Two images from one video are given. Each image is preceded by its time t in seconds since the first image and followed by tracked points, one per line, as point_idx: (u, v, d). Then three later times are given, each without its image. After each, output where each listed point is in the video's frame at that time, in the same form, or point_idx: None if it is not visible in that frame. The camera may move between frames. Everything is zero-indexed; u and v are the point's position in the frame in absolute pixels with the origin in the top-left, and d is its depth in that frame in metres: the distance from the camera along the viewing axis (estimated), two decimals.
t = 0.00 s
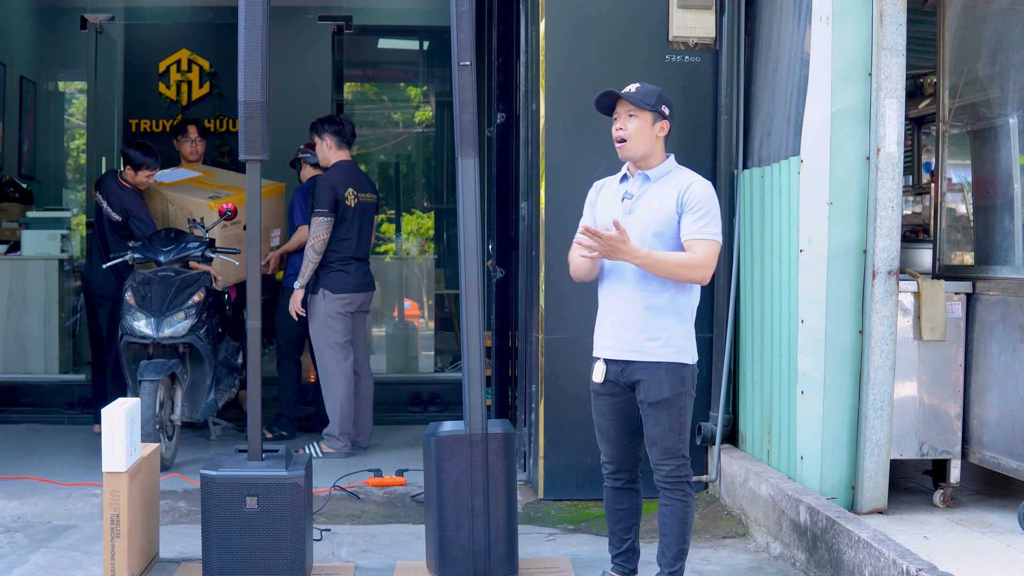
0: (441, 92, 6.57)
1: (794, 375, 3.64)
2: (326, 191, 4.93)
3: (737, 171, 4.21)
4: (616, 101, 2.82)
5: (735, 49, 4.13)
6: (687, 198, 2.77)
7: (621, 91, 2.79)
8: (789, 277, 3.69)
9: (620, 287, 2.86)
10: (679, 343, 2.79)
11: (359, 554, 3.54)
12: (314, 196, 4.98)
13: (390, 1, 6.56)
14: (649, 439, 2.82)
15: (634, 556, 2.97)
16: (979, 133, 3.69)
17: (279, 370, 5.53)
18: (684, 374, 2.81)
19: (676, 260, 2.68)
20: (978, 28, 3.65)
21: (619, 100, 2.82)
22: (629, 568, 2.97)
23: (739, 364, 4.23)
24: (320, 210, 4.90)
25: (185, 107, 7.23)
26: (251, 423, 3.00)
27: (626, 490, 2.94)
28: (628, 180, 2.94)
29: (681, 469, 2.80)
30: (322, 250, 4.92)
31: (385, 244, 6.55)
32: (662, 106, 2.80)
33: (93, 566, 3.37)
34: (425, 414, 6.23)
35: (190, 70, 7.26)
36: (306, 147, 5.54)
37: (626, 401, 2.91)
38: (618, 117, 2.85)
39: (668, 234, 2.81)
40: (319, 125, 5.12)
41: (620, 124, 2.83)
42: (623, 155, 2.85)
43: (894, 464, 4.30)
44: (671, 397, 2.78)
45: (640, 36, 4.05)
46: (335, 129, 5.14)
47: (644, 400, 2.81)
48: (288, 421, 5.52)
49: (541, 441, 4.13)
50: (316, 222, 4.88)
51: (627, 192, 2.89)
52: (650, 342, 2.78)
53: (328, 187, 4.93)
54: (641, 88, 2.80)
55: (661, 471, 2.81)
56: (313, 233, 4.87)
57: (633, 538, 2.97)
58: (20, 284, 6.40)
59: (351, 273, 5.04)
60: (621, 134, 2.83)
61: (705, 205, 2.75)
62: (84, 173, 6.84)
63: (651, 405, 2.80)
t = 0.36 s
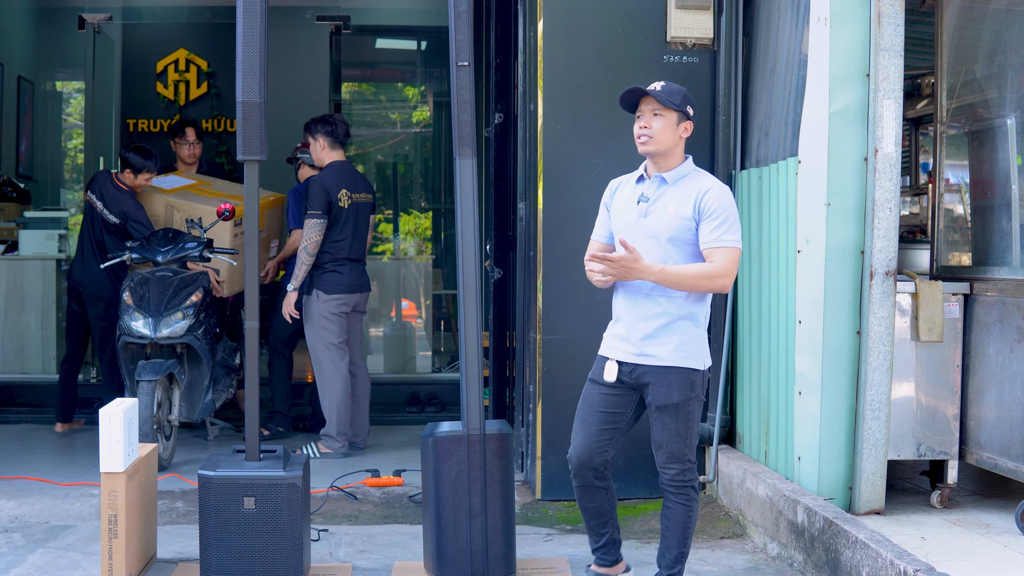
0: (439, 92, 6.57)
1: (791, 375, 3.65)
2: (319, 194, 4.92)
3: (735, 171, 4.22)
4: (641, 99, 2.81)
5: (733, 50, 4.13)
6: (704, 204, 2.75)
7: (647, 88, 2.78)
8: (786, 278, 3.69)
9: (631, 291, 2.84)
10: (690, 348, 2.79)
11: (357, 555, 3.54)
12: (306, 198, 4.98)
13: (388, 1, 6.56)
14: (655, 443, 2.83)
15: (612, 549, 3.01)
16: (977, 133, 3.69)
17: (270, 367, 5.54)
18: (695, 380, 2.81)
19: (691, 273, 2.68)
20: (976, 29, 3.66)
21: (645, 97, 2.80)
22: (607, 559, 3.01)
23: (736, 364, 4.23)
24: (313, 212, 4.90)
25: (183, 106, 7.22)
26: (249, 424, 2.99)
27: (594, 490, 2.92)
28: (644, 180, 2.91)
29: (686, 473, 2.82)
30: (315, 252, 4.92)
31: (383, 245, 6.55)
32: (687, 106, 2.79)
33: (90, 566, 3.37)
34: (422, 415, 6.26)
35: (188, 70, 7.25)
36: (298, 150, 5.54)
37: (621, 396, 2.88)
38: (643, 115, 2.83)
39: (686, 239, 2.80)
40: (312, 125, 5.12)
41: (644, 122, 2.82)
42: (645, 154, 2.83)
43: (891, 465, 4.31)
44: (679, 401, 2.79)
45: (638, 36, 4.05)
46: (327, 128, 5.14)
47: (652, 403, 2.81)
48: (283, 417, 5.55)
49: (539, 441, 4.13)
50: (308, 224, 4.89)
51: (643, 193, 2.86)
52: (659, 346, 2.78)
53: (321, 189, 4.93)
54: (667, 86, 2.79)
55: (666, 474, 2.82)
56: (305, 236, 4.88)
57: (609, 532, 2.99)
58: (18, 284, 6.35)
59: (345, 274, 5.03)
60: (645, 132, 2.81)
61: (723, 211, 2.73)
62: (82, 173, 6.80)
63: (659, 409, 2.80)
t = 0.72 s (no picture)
0: (437, 93, 6.58)
1: (789, 376, 3.65)
2: (316, 196, 4.93)
3: (733, 172, 4.22)
4: (668, 101, 2.78)
5: (731, 51, 4.14)
6: (714, 207, 2.79)
7: (679, 92, 2.76)
8: (785, 279, 3.70)
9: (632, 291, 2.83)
10: (696, 349, 2.79)
11: (355, 555, 3.54)
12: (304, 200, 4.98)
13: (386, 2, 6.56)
14: (658, 445, 2.84)
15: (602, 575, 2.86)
16: (974, 134, 3.71)
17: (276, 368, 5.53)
18: (700, 382, 2.81)
19: (709, 278, 2.73)
20: (974, 30, 3.66)
21: (673, 98, 2.78)
22: None
23: (734, 364, 4.24)
24: (311, 214, 4.90)
25: (180, 107, 7.21)
26: (248, 424, 2.99)
27: (606, 501, 2.87)
28: (646, 182, 2.86)
29: (686, 475, 2.84)
30: (313, 254, 4.93)
31: (381, 245, 6.55)
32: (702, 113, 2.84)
33: (89, 566, 3.37)
34: (420, 415, 6.26)
35: (185, 70, 7.24)
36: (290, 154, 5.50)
37: (629, 405, 2.85)
38: (666, 115, 2.80)
39: (694, 241, 2.80)
40: (309, 126, 5.13)
41: (669, 125, 2.80)
42: (661, 155, 2.80)
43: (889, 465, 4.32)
44: (683, 404, 2.79)
45: (636, 37, 4.06)
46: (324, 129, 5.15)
47: (657, 406, 2.81)
48: (285, 420, 5.53)
49: (538, 442, 4.13)
50: (306, 227, 4.90)
51: (649, 194, 2.82)
52: (666, 349, 2.77)
53: (318, 191, 4.93)
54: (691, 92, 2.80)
55: (667, 476, 2.83)
56: (304, 238, 4.89)
57: (603, 555, 2.86)
58: (16, 284, 6.35)
59: (342, 274, 5.03)
60: (669, 133, 2.79)
61: (733, 216, 2.79)
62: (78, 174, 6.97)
63: (664, 412, 2.80)
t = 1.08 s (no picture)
0: (434, 93, 6.58)
1: (787, 378, 3.65)
2: (316, 198, 4.92)
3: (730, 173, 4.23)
4: (664, 102, 2.77)
5: (728, 52, 4.14)
6: (716, 211, 2.84)
7: (675, 93, 2.75)
8: (783, 281, 3.70)
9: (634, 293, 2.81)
10: (697, 351, 2.81)
11: (353, 558, 3.53)
12: (303, 202, 4.98)
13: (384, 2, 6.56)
14: (658, 446, 2.83)
15: None
16: (972, 135, 3.71)
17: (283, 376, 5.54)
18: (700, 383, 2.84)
19: (720, 278, 2.76)
20: (972, 31, 3.66)
21: (668, 101, 2.77)
22: None
23: (732, 366, 4.24)
24: (311, 216, 4.90)
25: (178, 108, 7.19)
26: (246, 427, 2.99)
27: (601, 504, 2.87)
28: (647, 184, 2.84)
29: (685, 476, 2.83)
30: (314, 257, 4.93)
31: (378, 245, 6.55)
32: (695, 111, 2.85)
33: (87, 568, 3.37)
34: (418, 416, 6.23)
35: (183, 70, 7.23)
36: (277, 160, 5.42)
37: (624, 407, 2.84)
38: (662, 118, 2.79)
39: (698, 243, 2.83)
40: (305, 128, 5.11)
41: (666, 126, 2.79)
42: (662, 156, 2.79)
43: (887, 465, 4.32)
44: (683, 404, 2.79)
45: (634, 38, 4.05)
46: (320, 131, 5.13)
47: (659, 407, 2.81)
48: (290, 426, 5.52)
49: (536, 444, 4.13)
50: (306, 229, 4.89)
51: (652, 196, 2.81)
52: (670, 349, 2.77)
53: (319, 193, 4.92)
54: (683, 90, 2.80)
55: (666, 477, 2.83)
56: (304, 240, 4.89)
57: (600, 558, 2.86)
58: (14, 285, 6.34)
59: (341, 276, 5.03)
60: (668, 136, 2.78)
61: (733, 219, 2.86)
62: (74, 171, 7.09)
63: (666, 413, 2.80)
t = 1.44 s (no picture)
0: (436, 93, 6.57)
1: (791, 379, 3.65)
2: (318, 199, 4.91)
3: (734, 174, 4.22)
4: (665, 104, 2.78)
5: (731, 52, 4.13)
6: (720, 206, 2.81)
7: (676, 95, 2.76)
8: (786, 283, 3.69)
9: (642, 293, 2.80)
10: (703, 352, 2.79)
11: (356, 559, 3.53)
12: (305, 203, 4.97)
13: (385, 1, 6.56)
14: (663, 448, 2.83)
15: None
16: (976, 136, 3.70)
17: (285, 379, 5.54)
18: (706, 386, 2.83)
19: (726, 270, 2.72)
20: (976, 31, 3.65)
21: (668, 102, 2.77)
22: None
23: (735, 368, 4.24)
24: (313, 217, 4.90)
25: (179, 107, 7.23)
26: (248, 428, 2.98)
27: (608, 506, 2.86)
28: (650, 184, 2.83)
29: (691, 478, 2.83)
30: (316, 258, 4.93)
31: (380, 244, 6.55)
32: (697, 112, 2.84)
33: (89, 570, 3.36)
34: (421, 416, 6.22)
35: (185, 70, 7.24)
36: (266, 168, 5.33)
37: (631, 409, 2.84)
38: (663, 120, 2.79)
39: (704, 239, 2.80)
40: (305, 130, 5.10)
41: (667, 128, 2.79)
42: (663, 157, 2.79)
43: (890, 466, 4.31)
44: (689, 406, 2.79)
45: (636, 38, 4.04)
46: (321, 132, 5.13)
47: (664, 409, 2.80)
48: (292, 427, 5.51)
49: (538, 445, 4.12)
50: (309, 230, 4.90)
51: (655, 195, 2.80)
52: (676, 350, 2.76)
53: (320, 194, 4.91)
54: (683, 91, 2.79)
55: (671, 479, 2.82)
56: (307, 241, 4.89)
57: (605, 559, 2.85)
58: (16, 285, 6.34)
59: (344, 276, 5.02)
60: (669, 137, 2.78)
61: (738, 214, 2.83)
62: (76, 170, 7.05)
63: (671, 415, 2.80)
